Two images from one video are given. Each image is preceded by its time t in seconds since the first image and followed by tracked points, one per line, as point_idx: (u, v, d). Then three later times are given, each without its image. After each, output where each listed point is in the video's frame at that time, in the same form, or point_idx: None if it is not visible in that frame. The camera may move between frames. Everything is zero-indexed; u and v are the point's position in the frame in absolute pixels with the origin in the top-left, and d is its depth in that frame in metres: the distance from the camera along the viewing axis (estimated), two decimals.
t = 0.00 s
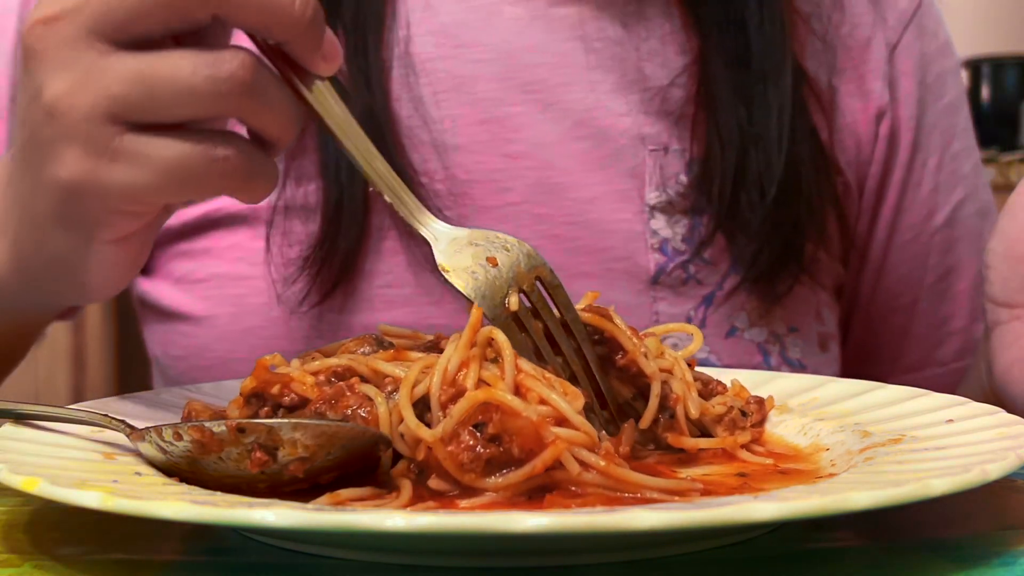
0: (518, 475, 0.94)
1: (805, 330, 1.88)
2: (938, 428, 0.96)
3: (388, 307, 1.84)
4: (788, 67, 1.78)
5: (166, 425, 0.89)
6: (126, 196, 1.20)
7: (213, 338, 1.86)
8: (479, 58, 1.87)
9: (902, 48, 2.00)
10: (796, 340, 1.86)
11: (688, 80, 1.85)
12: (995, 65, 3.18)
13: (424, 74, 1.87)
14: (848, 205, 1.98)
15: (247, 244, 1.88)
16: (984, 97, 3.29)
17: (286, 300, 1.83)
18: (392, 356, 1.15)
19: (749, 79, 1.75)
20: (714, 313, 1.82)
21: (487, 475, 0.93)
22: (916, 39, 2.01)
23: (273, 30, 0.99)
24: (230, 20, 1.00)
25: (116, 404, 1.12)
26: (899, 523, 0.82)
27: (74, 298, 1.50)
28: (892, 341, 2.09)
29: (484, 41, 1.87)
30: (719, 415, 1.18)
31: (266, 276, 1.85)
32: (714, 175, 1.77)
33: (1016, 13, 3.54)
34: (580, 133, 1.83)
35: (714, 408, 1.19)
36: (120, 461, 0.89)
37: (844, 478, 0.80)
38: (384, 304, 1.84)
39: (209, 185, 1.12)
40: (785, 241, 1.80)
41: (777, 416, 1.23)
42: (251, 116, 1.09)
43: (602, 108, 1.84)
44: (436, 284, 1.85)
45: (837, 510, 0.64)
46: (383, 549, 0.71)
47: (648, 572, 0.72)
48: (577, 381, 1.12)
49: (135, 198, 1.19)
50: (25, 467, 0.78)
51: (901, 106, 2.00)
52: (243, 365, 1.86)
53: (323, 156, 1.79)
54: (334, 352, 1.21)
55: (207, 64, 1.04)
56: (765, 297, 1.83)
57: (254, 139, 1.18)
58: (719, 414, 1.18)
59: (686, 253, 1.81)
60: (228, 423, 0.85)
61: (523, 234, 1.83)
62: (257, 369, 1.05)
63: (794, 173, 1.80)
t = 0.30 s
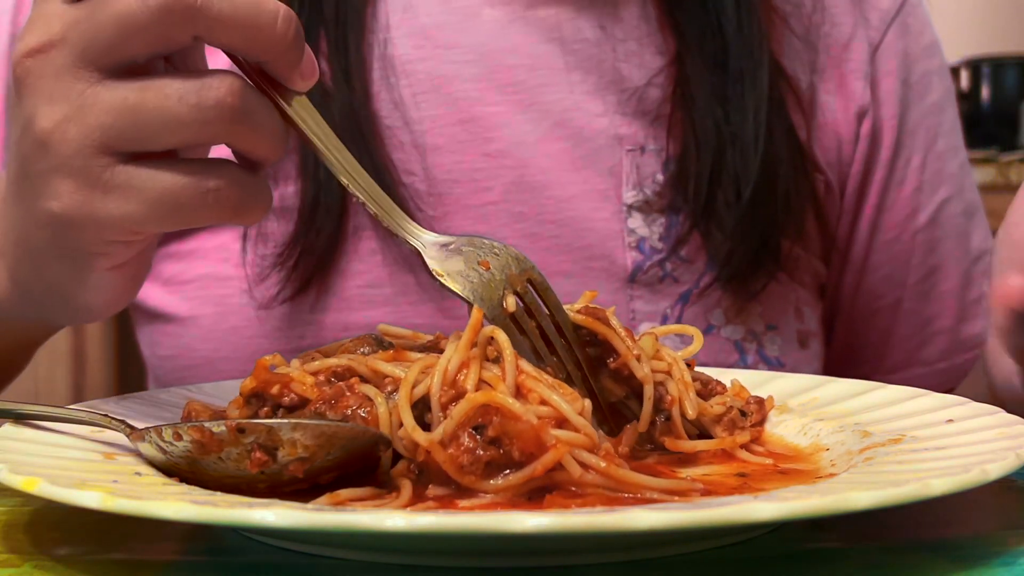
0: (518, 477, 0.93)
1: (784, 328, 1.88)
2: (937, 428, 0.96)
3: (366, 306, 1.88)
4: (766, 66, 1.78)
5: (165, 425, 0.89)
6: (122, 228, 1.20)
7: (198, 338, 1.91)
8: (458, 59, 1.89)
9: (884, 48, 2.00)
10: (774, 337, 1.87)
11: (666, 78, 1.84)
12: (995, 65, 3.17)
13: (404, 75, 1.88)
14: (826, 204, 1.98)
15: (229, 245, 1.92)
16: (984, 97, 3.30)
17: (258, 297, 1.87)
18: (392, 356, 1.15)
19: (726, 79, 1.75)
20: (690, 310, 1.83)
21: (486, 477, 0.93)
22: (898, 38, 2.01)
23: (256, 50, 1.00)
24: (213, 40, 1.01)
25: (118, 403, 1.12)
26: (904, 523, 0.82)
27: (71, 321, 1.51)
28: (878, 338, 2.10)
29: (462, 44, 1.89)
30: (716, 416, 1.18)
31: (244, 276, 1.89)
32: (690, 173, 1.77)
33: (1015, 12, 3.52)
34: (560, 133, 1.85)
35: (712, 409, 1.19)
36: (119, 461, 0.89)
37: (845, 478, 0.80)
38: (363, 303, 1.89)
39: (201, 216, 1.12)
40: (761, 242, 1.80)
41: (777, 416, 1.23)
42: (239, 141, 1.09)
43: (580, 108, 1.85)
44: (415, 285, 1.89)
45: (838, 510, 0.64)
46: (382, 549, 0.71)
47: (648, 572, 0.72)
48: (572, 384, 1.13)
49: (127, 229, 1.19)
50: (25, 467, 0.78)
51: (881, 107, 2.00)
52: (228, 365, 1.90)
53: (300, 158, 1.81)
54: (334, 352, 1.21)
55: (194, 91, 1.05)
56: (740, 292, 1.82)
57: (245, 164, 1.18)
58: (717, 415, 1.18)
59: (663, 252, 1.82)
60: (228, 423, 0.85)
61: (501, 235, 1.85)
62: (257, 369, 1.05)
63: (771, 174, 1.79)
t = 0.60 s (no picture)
0: (518, 478, 0.93)
1: (787, 328, 1.87)
2: (937, 428, 0.96)
3: (369, 307, 1.88)
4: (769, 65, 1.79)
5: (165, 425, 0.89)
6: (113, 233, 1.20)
7: (200, 339, 1.90)
8: (460, 61, 1.89)
9: (887, 49, 2.02)
10: (777, 338, 1.86)
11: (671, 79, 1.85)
12: (993, 65, 3.18)
13: (409, 76, 1.89)
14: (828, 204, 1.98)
15: (232, 246, 1.93)
16: (984, 97, 3.25)
17: (260, 292, 1.88)
18: (392, 356, 1.15)
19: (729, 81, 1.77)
20: (695, 311, 1.82)
21: (486, 479, 0.93)
22: (902, 38, 2.02)
23: (252, 55, 1.01)
24: (210, 46, 1.02)
25: (119, 403, 1.12)
26: (906, 523, 0.82)
27: (71, 326, 1.51)
28: (879, 339, 2.07)
29: (464, 45, 1.89)
30: (716, 416, 1.18)
31: (247, 276, 1.90)
32: (692, 174, 1.78)
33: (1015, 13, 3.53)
34: (562, 134, 1.85)
35: (712, 409, 1.19)
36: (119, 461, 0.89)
37: (845, 479, 0.80)
38: (367, 303, 1.89)
39: (192, 223, 1.12)
40: (764, 240, 1.81)
41: (777, 416, 1.23)
42: (231, 145, 1.10)
43: (583, 109, 1.86)
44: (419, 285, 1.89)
45: (838, 510, 0.64)
46: (383, 550, 0.71)
47: (648, 572, 0.72)
48: (572, 384, 1.13)
49: (118, 233, 1.19)
50: (25, 467, 0.78)
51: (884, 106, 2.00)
52: (231, 365, 1.90)
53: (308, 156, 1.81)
54: (334, 352, 1.21)
55: (187, 96, 1.06)
56: (744, 292, 1.82)
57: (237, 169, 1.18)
58: (717, 415, 1.18)
59: (667, 252, 1.82)
60: (228, 423, 0.85)
61: (506, 237, 1.86)
62: (256, 369, 1.05)
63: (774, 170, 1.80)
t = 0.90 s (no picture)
0: (518, 478, 0.92)
1: (800, 332, 1.90)
2: (937, 428, 0.96)
3: (382, 306, 1.89)
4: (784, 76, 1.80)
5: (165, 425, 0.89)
6: (106, 235, 1.20)
7: (209, 339, 1.91)
8: (470, 59, 1.89)
9: (903, 52, 2.01)
10: (790, 342, 1.89)
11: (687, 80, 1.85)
12: (995, 64, 3.18)
13: (421, 74, 1.89)
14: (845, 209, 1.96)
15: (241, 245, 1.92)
16: (984, 97, 3.29)
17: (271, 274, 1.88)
18: (392, 356, 1.14)
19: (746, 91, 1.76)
20: (706, 314, 1.85)
21: (487, 481, 0.93)
22: (917, 42, 2.02)
23: (248, 57, 1.01)
24: (206, 48, 1.02)
25: (118, 403, 1.12)
26: (907, 523, 0.82)
27: (68, 332, 1.50)
28: (892, 343, 2.08)
29: (475, 43, 1.89)
30: (716, 416, 1.18)
31: (258, 275, 1.89)
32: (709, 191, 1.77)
33: (1012, 13, 3.54)
34: (574, 134, 1.85)
35: (712, 409, 1.19)
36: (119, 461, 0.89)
37: (845, 479, 0.80)
38: (377, 303, 1.89)
39: (184, 224, 1.12)
40: (786, 250, 1.79)
41: (777, 416, 1.23)
42: (224, 147, 1.11)
43: (595, 110, 1.86)
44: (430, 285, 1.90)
45: (839, 510, 0.64)
46: (384, 550, 0.71)
47: (648, 572, 0.72)
48: (571, 385, 1.14)
49: (111, 234, 1.19)
50: (27, 467, 0.78)
51: (899, 110, 2.00)
52: (238, 365, 1.90)
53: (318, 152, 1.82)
54: (334, 352, 1.21)
55: (182, 96, 1.06)
56: (762, 301, 1.84)
57: (228, 171, 1.18)
58: (716, 416, 1.18)
59: (681, 254, 1.83)
60: (228, 423, 0.84)
61: (515, 237, 1.86)
62: (256, 369, 1.05)
63: (795, 178, 1.78)
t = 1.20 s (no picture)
0: (519, 478, 0.92)
1: (800, 337, 1.90)
2: (938, 428, 0.97)
3: (379, 309, 1.88)
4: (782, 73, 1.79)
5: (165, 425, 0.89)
6: (106, 236, 1.20)
7: (207, 340, 1.91)
8: (471, 60, 1.89)
9: (905, 55, 2.02)
10: (789, 347, 1.89)
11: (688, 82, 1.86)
12: (994, 64, 3.18)
13: (419, 75, 1.88)
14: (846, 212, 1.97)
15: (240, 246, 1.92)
16: (984, 97, 3.30)
17: (270, 286, 1.88)
18: (392, 356, 1.14)
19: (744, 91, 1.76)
20: (705, 318, 1.85)
21: (487, 482, 0.93)
22: (919, 45, 2.02)
23: (248, 58, 1.01)
24: (206, 49, 1.02)
25: (119, 403, 1.12)
26: (908, 523, 0.82)
27: (70, 333, 1.49)
28: (892, 346, 2.09)
29: (475, 43, 1.89)
30: (716, 416, 1.18)
31: (255, 276, 1.89)
32: (706, 196, 1.78)
33: (1014, 13, 3.53)
34: (574, 136, 1.85)
35: (712, 409, 1.19)
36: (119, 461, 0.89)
37: (844, 478, 0.80)
38: (375, 306, 1.89)
39: (185, 225, 1.12)
40: (784, 249, 1.81)
41: (777, 416, 1.23)
42: (226, 149, 1.11)
43: (595, 111, 1.86)
44: (428, 287, 1.89)
45: (838, 510, 0.64)
46: (384, 550, 0.71)
47: (649, 572, 0.72)
48: (570, 385, 1.13)
49: (111, 235, 1.19)
50: (26, 467, 0.78)
51: (901, 112, 2.00)
52: (236, 367, 1.90)
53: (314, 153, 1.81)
54: (334, 352, 1.20)
55: (183, 98, 1.07)
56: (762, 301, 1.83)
57: (229, 172, 1.18)
58: (716, 416, 1.18)
59: (680, 258, 1.83)
60: (228, 423, 0.84)
61: (514, 239, 1.86)
62: (256, 369, 1.05)
63: (793, 177, 1.81)
